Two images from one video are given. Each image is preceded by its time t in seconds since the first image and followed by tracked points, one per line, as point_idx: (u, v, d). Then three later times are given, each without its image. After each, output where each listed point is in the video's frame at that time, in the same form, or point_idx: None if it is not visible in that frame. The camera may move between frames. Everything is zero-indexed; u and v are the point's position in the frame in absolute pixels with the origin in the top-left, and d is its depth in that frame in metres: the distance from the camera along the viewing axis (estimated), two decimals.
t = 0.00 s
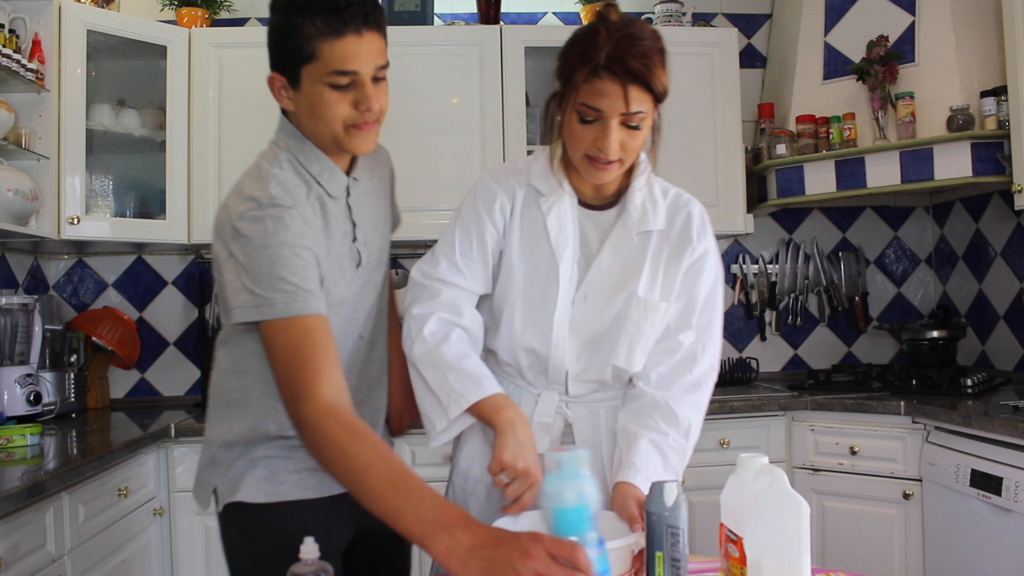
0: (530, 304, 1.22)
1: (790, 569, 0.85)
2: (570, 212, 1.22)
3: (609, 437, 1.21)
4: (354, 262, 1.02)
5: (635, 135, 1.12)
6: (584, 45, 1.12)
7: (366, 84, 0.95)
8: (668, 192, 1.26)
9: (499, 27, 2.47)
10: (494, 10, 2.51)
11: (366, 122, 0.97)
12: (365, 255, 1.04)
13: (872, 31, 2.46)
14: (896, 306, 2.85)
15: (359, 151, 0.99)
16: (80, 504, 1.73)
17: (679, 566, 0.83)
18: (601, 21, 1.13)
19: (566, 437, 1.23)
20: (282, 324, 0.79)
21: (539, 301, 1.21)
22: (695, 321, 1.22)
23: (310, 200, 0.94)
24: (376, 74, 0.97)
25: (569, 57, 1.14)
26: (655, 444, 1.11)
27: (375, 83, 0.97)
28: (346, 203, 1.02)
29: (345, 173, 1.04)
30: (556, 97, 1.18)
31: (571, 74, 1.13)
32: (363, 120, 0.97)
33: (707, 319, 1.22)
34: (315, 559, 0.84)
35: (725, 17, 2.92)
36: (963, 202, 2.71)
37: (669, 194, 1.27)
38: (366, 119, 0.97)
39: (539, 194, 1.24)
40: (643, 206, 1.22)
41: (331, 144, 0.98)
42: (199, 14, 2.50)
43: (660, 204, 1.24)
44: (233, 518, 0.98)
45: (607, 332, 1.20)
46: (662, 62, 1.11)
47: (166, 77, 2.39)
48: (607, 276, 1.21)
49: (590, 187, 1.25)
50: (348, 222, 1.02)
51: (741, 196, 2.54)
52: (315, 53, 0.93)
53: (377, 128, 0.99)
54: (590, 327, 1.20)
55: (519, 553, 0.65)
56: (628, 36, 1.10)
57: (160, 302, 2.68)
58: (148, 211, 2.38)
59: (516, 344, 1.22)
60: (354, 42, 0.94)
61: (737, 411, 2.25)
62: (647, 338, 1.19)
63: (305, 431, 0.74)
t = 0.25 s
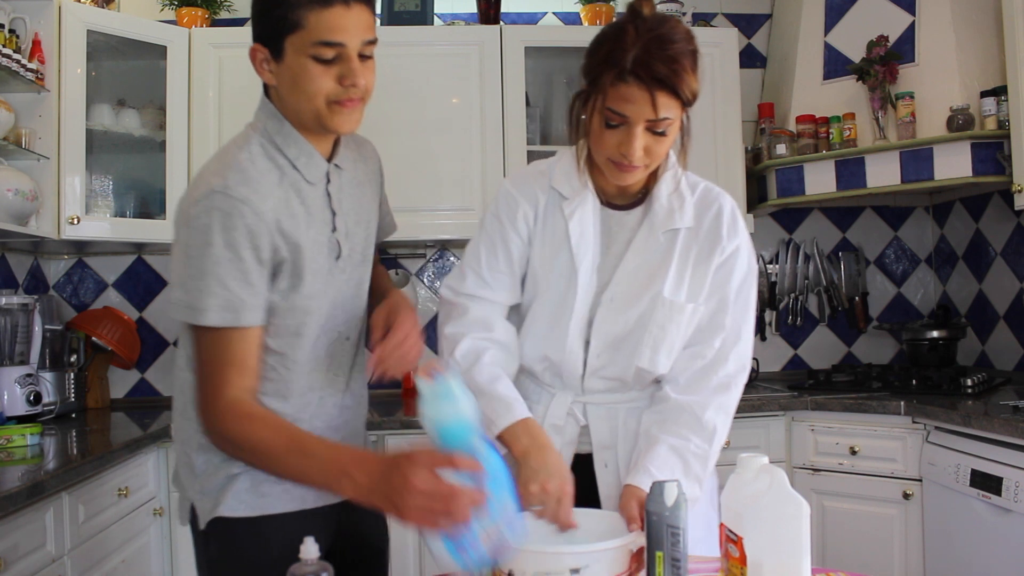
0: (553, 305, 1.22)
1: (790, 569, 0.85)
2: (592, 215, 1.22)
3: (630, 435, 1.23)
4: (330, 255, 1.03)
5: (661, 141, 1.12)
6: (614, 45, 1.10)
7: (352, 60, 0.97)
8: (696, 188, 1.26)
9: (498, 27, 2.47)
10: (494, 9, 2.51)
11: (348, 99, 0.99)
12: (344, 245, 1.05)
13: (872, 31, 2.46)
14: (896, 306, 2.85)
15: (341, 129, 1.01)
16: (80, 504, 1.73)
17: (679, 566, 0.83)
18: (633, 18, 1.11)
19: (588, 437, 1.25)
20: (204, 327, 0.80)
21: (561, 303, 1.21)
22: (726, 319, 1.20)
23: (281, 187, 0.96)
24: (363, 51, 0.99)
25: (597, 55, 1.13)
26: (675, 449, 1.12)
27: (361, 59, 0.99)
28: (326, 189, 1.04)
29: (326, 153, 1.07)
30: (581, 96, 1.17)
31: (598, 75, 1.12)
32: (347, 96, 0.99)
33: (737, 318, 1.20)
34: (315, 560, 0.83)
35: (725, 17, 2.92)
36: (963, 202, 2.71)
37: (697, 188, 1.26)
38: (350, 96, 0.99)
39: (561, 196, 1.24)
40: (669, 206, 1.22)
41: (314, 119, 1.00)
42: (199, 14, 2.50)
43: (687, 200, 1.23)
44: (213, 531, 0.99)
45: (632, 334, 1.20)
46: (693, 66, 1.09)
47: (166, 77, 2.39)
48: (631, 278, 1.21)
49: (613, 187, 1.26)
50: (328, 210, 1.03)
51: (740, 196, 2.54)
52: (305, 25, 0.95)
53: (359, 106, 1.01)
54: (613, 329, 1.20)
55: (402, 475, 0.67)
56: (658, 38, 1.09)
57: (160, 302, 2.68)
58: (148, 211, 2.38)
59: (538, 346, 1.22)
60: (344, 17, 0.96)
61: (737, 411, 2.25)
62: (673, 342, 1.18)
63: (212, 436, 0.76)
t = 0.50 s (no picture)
0: (573, 307, 1.22)
1: (790, 569, 0.85)
2: (615, 218, 1.22)
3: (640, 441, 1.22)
4: (304, 246, 0.99)
5: (684, 148, 1.11)
6: (640, 49, 1.10)
7: (336, 47, 0.97)
8: (728, 196, 1.24)
9: (498, 27, 2.47)
10: (494, 10, 2.51)
11: (328, 88, 0.99)
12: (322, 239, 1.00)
13: (872, 31, 2.46)
14: (896, 306, 2.85)
15: (318, 119, 1.00)
16: (80, 504, 1.73)
17: (679, 566, 0.83)
18: (663, 18, 1.11)
19: (604, 441, 1.24)
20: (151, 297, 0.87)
21: (580, 305, 1.21)
22: (749, 331, 1.20)
23: (245, 168, 0.95)
24: (347, 43, 0.99)
25: (623, 58, 1.12)
26: (677, 458, 1.12)
27: (346, 52, 0.99)
28: (302, 178, 1.00)
29: (302, 145, 1.03)
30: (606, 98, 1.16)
31: (622, 79, 1.11)
32: (327, 85, 0.98)
33: (758, 330, 1.21)
34: (314, 560, 0.83)
35: (725, 17, 2.92)
36: (963, 202, 2.71)
37: (728, 196, 1.25)
38: (330, 85, 0.98)
39: (585, 196, 1.24)
40: (697, 212, 1.21)
41: (291, 105, 0.99)
42: (199, 14, 2.50)
43: (716, 208, 1.22)
44: (197, 543, 0.95)
45: (653, 340, 1.20)
46: (720, 73, 1.08)
47: (166, 78, 2.40)
48: (653, 284, 1.21)
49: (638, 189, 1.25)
50: (301, 199, 1.00)
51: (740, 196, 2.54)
52: (294, 10, 0.96)
53: (338, 98, 1.00)
54: (634, 336, 1.19)
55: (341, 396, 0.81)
56: (685, 41, 1.08)
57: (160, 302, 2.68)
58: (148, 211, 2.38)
59: (556, 347, 1.22)
60: (332, 5, 0.97)
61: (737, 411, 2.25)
62: (693, 353, 1.17)
63: (164, 415, 0.87)
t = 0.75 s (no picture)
0: (582, 306, 1.22)
1: (789, 569, 0.85)
2: (622, 216, 1.23)
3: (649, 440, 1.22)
4: (296, 242, 0.98)
5: (689, 146, 1.11)
6: (643, 46, 1.10)
7: (335, 43, 0.98)
8: (736, 191, 1.24)
9: (498, 27, 2.47)
10: (494, 10, 2.51)
11: (326, 84, 0.99)
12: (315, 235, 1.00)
13: (872, 31, 2.46)
14: (896, 306, 2.85)
15: (313, 114, 1.00)
16: (80, 504, 1.73)
17: (679, 566, 0.83)
18: (668, 14, 1.10)
19: (610, 441, 1.24)
20: (139, 289, 0.88)
21: (588, 305, 1.21)
22: (758, 328, 1.20)
23: (235, 163, 0.96)
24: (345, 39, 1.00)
25: (627, 54, 1.12)
26: (685, 461, 1.12)
27: (343, 48, 1.00)
28: (293, 174, 1.00)
29: (294, 141, 1.03)
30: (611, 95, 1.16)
31: (626, 77, 1.11)
32: (325, 81, 0.99)
33: (768, 327, 1.21)
34: (314, 560, 0.83)
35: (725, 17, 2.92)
36: (963, 202, 2.71)
37: (738, 190, 1.25)
38: (328, 81, 0.99)
39: (593, 196, 1.24)
40: (706, 207, 1.21)
41: (288, 100, 0.99)
42: (199, 14, 2.50)
43: (725, 202, 1.21)
44: (195, 546, 0.95)
45: (660, 339, 1.19)
46: (724, 70, 1.08)
47: (167, 78, 2.40)
48: (662, 282, 1.20)
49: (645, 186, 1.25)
50: (293, 195, 1.00)
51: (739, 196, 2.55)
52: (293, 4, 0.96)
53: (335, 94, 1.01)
54: (641, 334, 1.19)
55: (323, 379, 0.81)
56: (689, 37, 1.07)
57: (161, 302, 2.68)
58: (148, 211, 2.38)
59: (564, 346, 1.22)
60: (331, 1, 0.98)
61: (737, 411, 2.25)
62: (700, 348, 1.18)
63: (159, 411, 0.87)
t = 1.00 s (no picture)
0: (582, 307, 1.21)
1: (789, 569, 0.85)
2: (623, 215, 1.23)
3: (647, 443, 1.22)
4: (298, 240, 0.99)
5: (690, 145, 1.11)
6: (643, 44, 1.09)
7: (332, 41, 0.98)
8: (740, 195, 1.24)
9: (498, 27, 2.47)
10: (494, 10, 2.51)
11: (323, 82, 1.00)
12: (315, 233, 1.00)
13: (872, 31, 2.46)
14: (896, 306, 2.85)
15: (310, 112, 1.00)
16: (80, 504, 1.73)
17: (679, 566, 0.83)
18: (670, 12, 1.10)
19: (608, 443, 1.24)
20: (139, 289, 0.88)
21: (588, 305, 1.21)
22: (760, 332, 1.21)
23: (232, 161, 0.96)
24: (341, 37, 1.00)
25: (627, 53, 1.12)
26: (686, 464, 1.12)
27: (340, 46, 1.00)
28: (291, 172, 1.00)
29: (290, 139, 1.03)
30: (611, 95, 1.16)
31: (626, 75, 1.11)
32: (322, 79, 0.99)
33: (769, 332, 1.21)
34: (314, 560, 0.83)
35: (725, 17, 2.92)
36: (963, 202, 2.71)
37: (742, 193, 1.25)
38: (325, 79, 0.99)
39: (595, 195, 1.24)
40: (710, 210, 1.21)
41: (286, 97, 0.99)
42: (199, 14, 2.50)
43: (729, 206, 1.22)
44: (200, 549, 0.95)
45: (663, 341, 1.19)
46: (725, 68, 1.08)
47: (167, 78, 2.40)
48: (665, 284, 1.20)
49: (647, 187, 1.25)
50: (292, 193, 1.00)
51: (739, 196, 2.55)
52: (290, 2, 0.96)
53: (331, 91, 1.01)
54: (644, 335, 1.19)
55: (323, 382, 0.81)
56: (690, 35, 1.07)
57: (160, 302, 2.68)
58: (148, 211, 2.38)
59: (564, 347, 1.22)
60: None
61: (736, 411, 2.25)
62: (704, 352, 1.18)
63: (160, 412, 0.87)
